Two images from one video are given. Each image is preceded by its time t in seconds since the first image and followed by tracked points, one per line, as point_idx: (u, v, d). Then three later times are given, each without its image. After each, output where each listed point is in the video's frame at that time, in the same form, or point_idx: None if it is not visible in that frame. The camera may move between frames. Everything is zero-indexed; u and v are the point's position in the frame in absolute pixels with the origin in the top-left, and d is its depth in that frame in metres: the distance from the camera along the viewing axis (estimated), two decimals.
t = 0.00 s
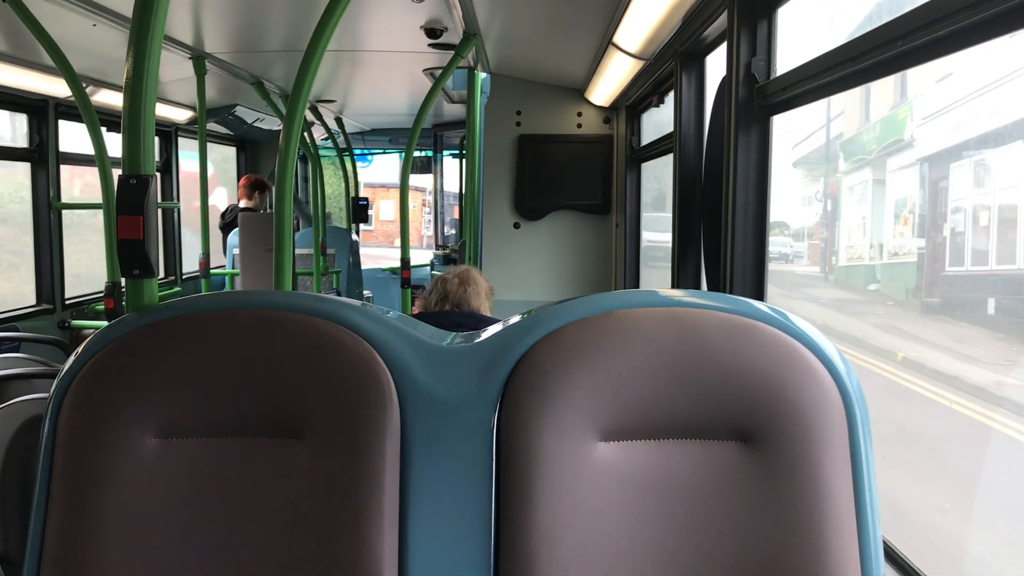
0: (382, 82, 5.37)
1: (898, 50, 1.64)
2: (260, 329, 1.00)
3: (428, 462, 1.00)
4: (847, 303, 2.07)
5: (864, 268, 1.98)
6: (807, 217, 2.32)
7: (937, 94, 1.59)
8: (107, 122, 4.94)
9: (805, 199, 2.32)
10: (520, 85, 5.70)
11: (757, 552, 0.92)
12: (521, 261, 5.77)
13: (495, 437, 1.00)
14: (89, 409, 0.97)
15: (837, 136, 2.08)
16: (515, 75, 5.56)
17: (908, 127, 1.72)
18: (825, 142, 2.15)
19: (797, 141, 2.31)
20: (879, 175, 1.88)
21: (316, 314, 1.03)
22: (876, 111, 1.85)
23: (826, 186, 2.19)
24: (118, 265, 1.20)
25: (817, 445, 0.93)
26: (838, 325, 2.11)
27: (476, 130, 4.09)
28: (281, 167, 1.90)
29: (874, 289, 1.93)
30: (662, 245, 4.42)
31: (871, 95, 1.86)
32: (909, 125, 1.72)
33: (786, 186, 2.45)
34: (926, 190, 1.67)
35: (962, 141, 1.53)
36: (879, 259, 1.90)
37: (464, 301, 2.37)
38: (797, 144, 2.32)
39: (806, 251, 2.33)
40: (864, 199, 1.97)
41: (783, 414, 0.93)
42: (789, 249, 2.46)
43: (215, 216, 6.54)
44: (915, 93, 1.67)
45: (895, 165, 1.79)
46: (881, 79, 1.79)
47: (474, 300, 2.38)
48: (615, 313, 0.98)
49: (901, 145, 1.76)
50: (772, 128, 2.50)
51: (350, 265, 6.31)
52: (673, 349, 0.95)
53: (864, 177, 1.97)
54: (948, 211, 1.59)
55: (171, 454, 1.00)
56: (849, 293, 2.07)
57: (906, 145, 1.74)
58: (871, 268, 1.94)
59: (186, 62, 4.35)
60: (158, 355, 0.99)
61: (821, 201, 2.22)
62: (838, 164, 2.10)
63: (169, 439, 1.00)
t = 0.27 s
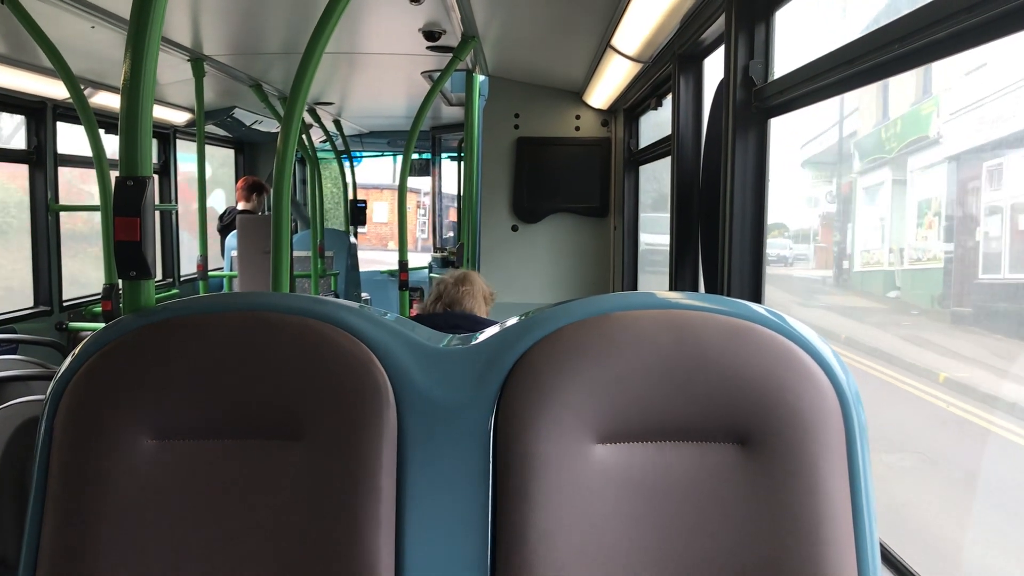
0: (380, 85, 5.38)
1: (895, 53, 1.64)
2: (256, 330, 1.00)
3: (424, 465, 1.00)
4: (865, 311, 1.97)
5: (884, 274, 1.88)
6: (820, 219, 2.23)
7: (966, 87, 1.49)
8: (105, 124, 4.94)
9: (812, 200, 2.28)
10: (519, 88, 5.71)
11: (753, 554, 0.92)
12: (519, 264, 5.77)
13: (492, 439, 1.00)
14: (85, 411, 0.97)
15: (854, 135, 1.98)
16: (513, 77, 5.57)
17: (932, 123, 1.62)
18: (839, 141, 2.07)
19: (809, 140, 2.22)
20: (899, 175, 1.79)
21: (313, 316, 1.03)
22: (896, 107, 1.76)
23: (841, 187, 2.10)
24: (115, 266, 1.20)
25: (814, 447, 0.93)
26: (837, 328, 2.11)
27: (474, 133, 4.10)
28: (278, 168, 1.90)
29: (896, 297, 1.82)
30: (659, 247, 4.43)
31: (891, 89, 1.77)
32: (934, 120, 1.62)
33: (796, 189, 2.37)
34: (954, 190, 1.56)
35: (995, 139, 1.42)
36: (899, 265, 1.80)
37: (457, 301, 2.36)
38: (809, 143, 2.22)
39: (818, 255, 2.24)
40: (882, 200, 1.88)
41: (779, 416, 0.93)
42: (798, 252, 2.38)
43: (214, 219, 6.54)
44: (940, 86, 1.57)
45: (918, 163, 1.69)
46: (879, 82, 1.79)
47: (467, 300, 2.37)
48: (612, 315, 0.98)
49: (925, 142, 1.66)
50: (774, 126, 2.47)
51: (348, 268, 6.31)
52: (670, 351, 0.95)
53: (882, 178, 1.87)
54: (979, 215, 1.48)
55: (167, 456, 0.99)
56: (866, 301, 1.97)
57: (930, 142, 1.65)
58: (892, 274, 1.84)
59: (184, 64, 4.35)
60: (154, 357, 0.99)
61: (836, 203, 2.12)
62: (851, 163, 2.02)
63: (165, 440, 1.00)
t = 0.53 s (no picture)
0: (379, 87, 5.38)
1: (894, 58, 1.65)
2: (255, 333, 1.00)
3: (422, 467, 1.00)
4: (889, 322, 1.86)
5: (910, 282, 1.76)
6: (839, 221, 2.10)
7: (1011, 77, 1.37)
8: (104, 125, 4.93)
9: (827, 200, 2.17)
10: (517, 91, 5.71)
11: (750, 557, 0.93)
12: (517, 266, 5.78)
13: (490, 443, 1.00)
14: (83, 412, 0.97)
15: (877, 131, 1.86)
16: (512, 80, 5.58)
17: (971, 117, 1.50)
18: (858, 139, 1.96)
19: (827, 137, 2.09)
20: (929, 175, 1.66)
21: (311, 319, 1.03)
22: (926, 101, 1.64)
23: (861, 187, 1.98)
24: (114, 268, 1.20)
25: (811, 451, 0.93)
26: (835, 332, 2.12)
27: (473, 135, 4.10)
28: (277, 170, 1.90)
29: (925, 307, 1.70)
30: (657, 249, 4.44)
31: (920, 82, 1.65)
32: (973, 114, 1.49)
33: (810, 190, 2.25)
34: (997, 191, 1.44)
35: None
36: (929, 273, 1.68)
37: (453, 304, 2.37)
38: (828, 140, 2.10)
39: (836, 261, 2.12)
40: (910, 201, 1.75)
41: (777, 420, 0.93)
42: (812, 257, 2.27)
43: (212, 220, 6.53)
44: (981, 77, 1.45)
45: (952, 162, 1.57)
46: (877, 87, 1.80)
47: (463, 303, 2.37)
48: (610, 318, 0.98)
49: (962, 138, 1.53)
50: (787, 123, 2.36)
51: (346, 269, 6.31)
52: (668, 355, 0.95)
53: (910, 178, 1.74)
54: None
55: (165, 458, 1.00)
56: (888, 311, 1.86)
57: (969, 138, 1.52)
58: (920, 283, 1.72)
59: (183, 66, 4.35)
60: (153, 359, 0.99)
61: (857, 204, 2.00)
62: (873, 162, 1.90)
63: (163, 443, 1.00)
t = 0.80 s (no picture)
0: (378, 87, 5.38)
1: (894, 58, 1.65)
2: (252, 331, 1.00)
3: (419, 467, 1.00)
4: (909, 330, 1.76)
5: (936, 289, 1.64)
6: (858, 221, 1.99)
7: None
8: (102, 124, 4.93)
9: (843, 198, 2.06)
10: (517, 91, 5.71)
11: (748, 558, 0.92)
12: (516, 266, 5.77)
13: (487, 442, 1.00)
14: (78, 411, 0.96)
15: (900, 126, 1.74)
16: (511, 80, 5.57)
17: (1011, 109, 1.37)
18: (878, 134, 1.86)
19: (848, 131, 1.98)
20: (960, 173, 1.54)
21: (308, 317, 1.03)
22: (955, 92, 1.52)
23: (881, 185, 1.87)
24: (110, 266, 1.20)
25: (810, 451, 0.93)
26: (833, 332, 2.12)
27: (472, 135, 4.10)
28: (276, 170, 1.89)
29: (954, 316, 1.58)
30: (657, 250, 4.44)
31: (948, 73, 1.54)
32: (1013, 106, 1.37)
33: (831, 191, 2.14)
34: None
35: None
36: (959, 279, 1.55)
37: (452, 305, 2.36)
38: (849, 135, 1.98)
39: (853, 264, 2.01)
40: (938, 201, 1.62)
41: (776, 420, 0.93)
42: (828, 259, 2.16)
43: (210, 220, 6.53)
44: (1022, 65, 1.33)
45: (985, 159, 1.45)
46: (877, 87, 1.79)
47: (462, 305, 2.36)
48: (609, 318, 0.98)
49: (999, 132, 1.41)
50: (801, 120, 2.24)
51: (345, 269, 6.31)
52: (666, 354, 0.95)
53: (937, 176, 1.63)
54: None
55: (162, 457, 0.99)
56: (910, 318, 1.75)
57: (1009, 132, 1.39)
58: (948, 289, 1.60)
59: (182, 65, 4.34)
60: (148, 357, 0.98)
61: (876, 204, 1.89)
62: (896, 159, 1.78)
63: (160, 441, 1.00)
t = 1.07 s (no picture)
0: (379, 88, 5.38)
1: (893, 63, 1.65)
2: (253, 332, 1.00)
3: (419, 468, 1.00)
4: (943, 340, 1.66)
5: (975, 299, 1.53)
6: (882, 223, 1.88)
7: None
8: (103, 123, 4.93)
9: (865, 197, 1.95)
10: (517, 93, 5.71)
11: (746, 560, 0.93)
12: (515, 267, 5.78)
13: (487, 444, 1.00)
14: (80, 410, 0.97)
15: (931, 121, 1.63)
16: (512, 82, 5.58)
17: None
18: (905, 131, 1.75)
19: (874, 126, 1.85)
20: (1005, 174, 1.43)
21: (310, 319, 1.03)
22: (998, 85, 1.40)
23: (908, 186, 1.76)
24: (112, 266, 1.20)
25: (808, 454, 0.93)
26: (832, 336, 2.12)
27: (472, 137, 4.11)
28: (277, 171, 1.90)
29: (998, 330, 1.47)
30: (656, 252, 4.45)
31: (989, 64, 1.42)
32: None
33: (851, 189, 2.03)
34: None
35: None
36: (1002, 289, 1.44)
37: (452, 306, 2.36)
38: (875, 130, 1.86)
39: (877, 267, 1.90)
40: (979, 204, 1.51)
41: (775, 422, 0.94)
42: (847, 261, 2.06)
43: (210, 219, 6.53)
44: None
45: None
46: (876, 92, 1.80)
47: (462, 305, 2.37)
48: (608, 321, 0.98)
49: None
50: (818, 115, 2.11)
51: (344, 269, 6.32)
52: (665, 357, 0.95)
53: (976, 176, 1.52)
54: None
55: (163, 457, 1.00)
56: (945, 330, 1.65)
57: None
58: (989, 300, 1.48)
59: (183, 64, 4.35)
60: (150, 357, 0.99)
61: (904, 204, 1.78)
62: (928, 158, 1.67)
63: (161, 441, 1.00)
